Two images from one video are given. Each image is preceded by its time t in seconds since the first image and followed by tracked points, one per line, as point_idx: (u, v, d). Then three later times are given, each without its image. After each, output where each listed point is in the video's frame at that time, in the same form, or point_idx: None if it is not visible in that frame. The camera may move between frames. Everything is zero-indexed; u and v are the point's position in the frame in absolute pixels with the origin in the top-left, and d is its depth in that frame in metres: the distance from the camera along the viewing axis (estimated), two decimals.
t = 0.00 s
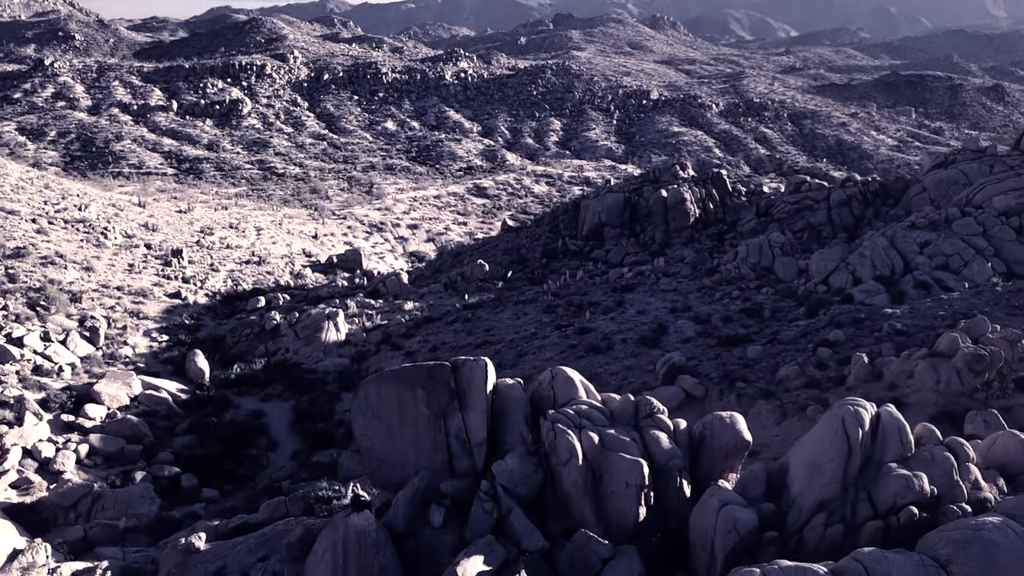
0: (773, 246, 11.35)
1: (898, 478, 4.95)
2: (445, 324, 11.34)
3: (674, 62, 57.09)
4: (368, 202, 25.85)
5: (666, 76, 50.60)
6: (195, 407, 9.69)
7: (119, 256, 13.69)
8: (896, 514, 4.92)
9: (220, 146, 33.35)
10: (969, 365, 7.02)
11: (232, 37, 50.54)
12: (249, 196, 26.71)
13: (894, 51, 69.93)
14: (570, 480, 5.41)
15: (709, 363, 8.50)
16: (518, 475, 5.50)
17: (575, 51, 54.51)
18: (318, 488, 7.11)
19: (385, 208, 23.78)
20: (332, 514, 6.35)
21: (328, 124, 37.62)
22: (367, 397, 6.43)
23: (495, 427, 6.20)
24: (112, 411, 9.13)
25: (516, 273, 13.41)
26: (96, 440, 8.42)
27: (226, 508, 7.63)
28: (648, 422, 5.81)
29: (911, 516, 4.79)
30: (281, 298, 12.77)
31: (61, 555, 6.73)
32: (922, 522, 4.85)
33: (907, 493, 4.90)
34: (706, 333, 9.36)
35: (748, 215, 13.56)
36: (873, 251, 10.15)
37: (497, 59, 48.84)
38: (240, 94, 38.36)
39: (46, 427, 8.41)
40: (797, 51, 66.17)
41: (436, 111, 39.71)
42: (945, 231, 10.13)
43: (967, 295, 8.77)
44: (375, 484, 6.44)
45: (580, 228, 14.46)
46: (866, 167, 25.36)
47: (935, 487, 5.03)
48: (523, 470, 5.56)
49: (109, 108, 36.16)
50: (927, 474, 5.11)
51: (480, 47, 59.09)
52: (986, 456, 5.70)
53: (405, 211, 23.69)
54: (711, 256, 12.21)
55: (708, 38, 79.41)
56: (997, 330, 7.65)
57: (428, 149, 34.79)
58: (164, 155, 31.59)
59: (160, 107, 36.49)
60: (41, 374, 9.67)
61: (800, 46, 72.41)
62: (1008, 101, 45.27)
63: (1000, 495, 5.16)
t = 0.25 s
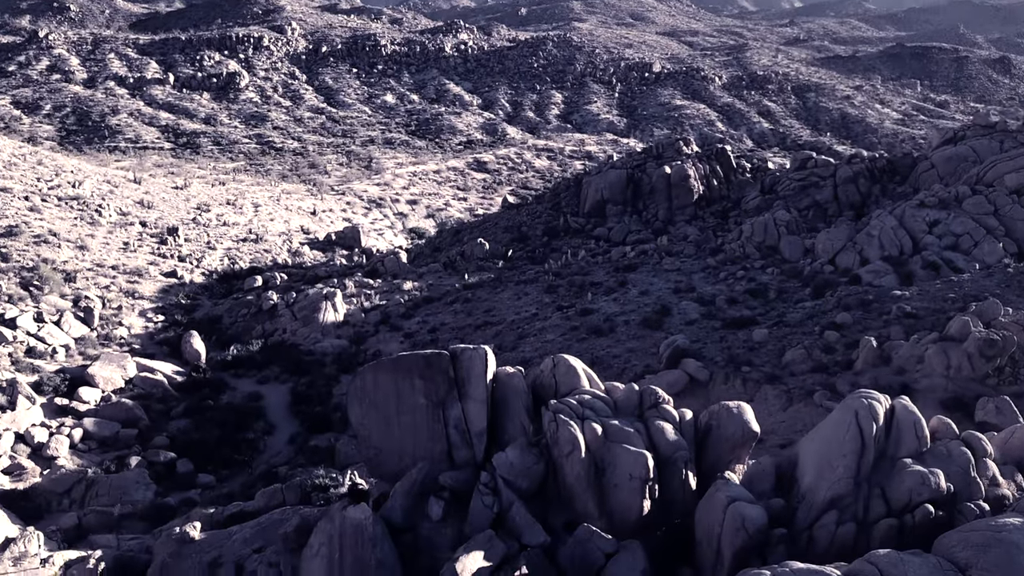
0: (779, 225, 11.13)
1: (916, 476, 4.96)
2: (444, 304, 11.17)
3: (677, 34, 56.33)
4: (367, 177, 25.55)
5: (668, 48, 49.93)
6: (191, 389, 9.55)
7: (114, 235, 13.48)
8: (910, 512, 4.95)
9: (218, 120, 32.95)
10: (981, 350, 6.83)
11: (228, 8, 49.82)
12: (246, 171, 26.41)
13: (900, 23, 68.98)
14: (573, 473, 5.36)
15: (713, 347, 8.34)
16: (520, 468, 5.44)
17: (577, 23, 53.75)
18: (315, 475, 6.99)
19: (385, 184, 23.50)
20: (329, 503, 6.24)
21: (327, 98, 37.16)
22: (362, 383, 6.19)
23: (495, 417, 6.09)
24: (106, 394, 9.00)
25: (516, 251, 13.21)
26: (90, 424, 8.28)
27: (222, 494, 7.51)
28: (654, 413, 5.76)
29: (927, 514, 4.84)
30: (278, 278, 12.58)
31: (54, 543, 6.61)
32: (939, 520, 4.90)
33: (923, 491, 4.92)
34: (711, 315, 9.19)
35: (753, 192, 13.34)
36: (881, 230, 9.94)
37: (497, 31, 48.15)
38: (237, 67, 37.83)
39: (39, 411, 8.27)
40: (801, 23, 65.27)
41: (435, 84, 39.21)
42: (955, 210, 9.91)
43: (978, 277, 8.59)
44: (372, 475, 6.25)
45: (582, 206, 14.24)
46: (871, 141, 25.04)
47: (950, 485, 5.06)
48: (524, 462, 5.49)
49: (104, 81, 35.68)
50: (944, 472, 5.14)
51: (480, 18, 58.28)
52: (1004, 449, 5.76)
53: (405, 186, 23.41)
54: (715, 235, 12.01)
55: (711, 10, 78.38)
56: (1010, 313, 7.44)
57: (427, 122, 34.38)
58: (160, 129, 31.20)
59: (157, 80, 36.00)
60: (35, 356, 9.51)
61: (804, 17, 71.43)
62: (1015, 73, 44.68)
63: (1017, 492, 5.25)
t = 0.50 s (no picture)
0: (785, 214, 10.91)
1: (936, 489, 5.06)
2: (444, 295, 10.98)
3: (679, 16, 55.72)
4: (366, 161, 25.26)
5: (670, 30, 49.38)
6: (186, 383, 9.38)
7: (107, 223, 13.26)
8: (932, 526, 5.04)
9: (215, 104, 32.58)
10: (995, 347, 6.62)
11: None
12: (244, 156, 26.11)
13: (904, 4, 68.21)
14: (576, 478, 5.36)
15: (718, 341, 8.14)
16: (520, 475, 5.44)
17: (578, 4, 53.12)
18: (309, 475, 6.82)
19: (384, 168, 23.21)
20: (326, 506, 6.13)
21: (325, 81, 36.74)
22: (357, 385, 6.13)
23: (495, 420, 6.03)
24: (99, 389, 8.82)
25: (517, 240, 13.01)
26: (82, 421, 8.10)
27: (217, 493, 7.36)
28: (660, 418, 5.79)
29: (948, 528, 4.94)
30: (275, 268, 12.38)
31: (43, 545, 6.43)
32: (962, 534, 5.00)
33: (944, 506, 5.02)
34: (716, 307, 8.99)
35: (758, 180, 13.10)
36: (890, 220, 9.72)
37: (498, 12, 47.59)
38: (234, 50, 37.39)
39: (30, 406, 8.09)
40: (804, 4, 64.56)
41: (435, 66, 38.77)
42: (966, 200, 9.67)
43: (990, 270, 8.39)
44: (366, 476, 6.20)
45: (584, 193, 14.00)
46: (875, 124, 24.72)
47: (973, 498, 5.15)
48: (525, 468, 5.49)
49: (100, 64, 35.28)
50: (967, 484, 5.22)
51: None
52: None
53: (404, 171, 23.13)
54: (720, 224, 11.79)
55: None
56: None
57: (427, 106, 34.00)
58: (157, 113, 30.84)
59: (153, 63, 35.58)
60: (26, 349, 9.32)
61: None
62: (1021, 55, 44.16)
63: None
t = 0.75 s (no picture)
0: (790, 217, 10.72)
1: (959, 518, 4.98)
2: (444, 300, 10.80)
3: (680, 14, 55.50)
4: (365, 162, 25.07)
5: (671, 28, 49.16)
6: (181, 392, 9.20)
7: (102, 226, 13.07)
8: (952, 555, 4.99)
9: (214, 103, 32.39)
10: (1009, 358, 6.41)
11: None
12: (242, 156, 25.92)
13: (905, 2, 67.91)
14: (579, 500, 5.22)
15: (724, 350, 7.96)
16: (521, 496, 5.35)
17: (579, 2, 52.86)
18: (305, 489, 6.65)
19: (383, 169, 23.01)
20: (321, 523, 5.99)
21: (324, 80, 36.53)
22: (353, 403, 5.99)
23: (496, 437, 5.87)
24: (91, 398, 8.64)
25: (518, 243, 12.83)
26: (72, 431, 7.93)
27: (211, 506, 7.20)
28: (666, 436, 5.66)
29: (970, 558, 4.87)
30: (272, 272, 12.20)
31: (31, 563, 6.26)
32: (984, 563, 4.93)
33: (967, 535, 4.94)
34: (720, 314, 8.80)
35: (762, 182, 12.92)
36: (898, 224, 9.53)
37: (498, 11, 47.36)
38: (233, 48, 37.16)
39: (19, 416, 7.91)
40: (805, 2, 64.29)
41: (434, 65, 38.56)
42: (975, 204, 9.49)
43: (1001, 277, 8.20)
44: (361, 494, 6.07)
45: (585, 196, 13.82)
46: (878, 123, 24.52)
47: (995, 525, 5.06)
48: (526, 488, 5.39)
49: (98, 63, 35.06)
50: (990, 512, 5.13)
51: None
52: None
53: (404, 171, 22.94)
54: (723, 227, 11.61)
55: None
56: None
57: (426, 105, 33.80)
58: (155, 112, 30.63)
59: (152, 62, 35.37)
60: (16, 357, 9.13)
61: None
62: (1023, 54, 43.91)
63: None
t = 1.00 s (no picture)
0: (795, 223, 10.51)
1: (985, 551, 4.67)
2: (442, 308, 10.60)
3: (680, 14, 55.32)
4: (364, 163, 24.87)
5: (671, 28, 48.96)
6: (173, 402, 9.00)
7: (95, 231, 12.87)
8: None
9: (212, 104, 32.18)
10: None
11: None
12: (240, 158, 25.73)
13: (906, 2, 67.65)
14: (583, 526, 5.04)
15: (729, 361, 7.76)
16: (522, 523, 5.18)
17: (579, 2, 52.64)
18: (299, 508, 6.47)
19: (382, 170, 22.80)
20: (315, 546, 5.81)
21: (323, 80, 36.32)
22: (345, 424, 5.84)
23: (494, 459, 5.78)
24: (81, 409, 8.44)
25: (518, 248, 12.62)
26: (61, 444, 7.73)
27: (202, 523, 7.00)
28: (671, 459, 5.54)
29: None
30: (268, 278, 12.00)
31: None
32: None
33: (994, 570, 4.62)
34: (726, 323, 8.60)
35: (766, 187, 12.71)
36: (906, 231, 9.32)
37: (498, 11, 47.16)
38: (232, 49, 36.95)
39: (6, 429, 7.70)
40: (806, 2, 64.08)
41: (434, 66, 38.35)
42: (985, 210, 9.28)
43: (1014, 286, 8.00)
44: (354, 515, 5.94)
45: (586, 200, 13.62)
46: (880, 124, 24.31)
47: None
48: (527, 515, 5.23)
49: (96, 64, 34.86)
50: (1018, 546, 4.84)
51: None
52: None
53: (403, 173, 22.73)
54: (727, 233, 11.40)
55: None
56: None
57: (426, 106, 33.59)
58: (153, 113, 30.42)
59: (150, 63, 35.16)
60: (5, 366, 8.92)
61: None
62: None
63: None
